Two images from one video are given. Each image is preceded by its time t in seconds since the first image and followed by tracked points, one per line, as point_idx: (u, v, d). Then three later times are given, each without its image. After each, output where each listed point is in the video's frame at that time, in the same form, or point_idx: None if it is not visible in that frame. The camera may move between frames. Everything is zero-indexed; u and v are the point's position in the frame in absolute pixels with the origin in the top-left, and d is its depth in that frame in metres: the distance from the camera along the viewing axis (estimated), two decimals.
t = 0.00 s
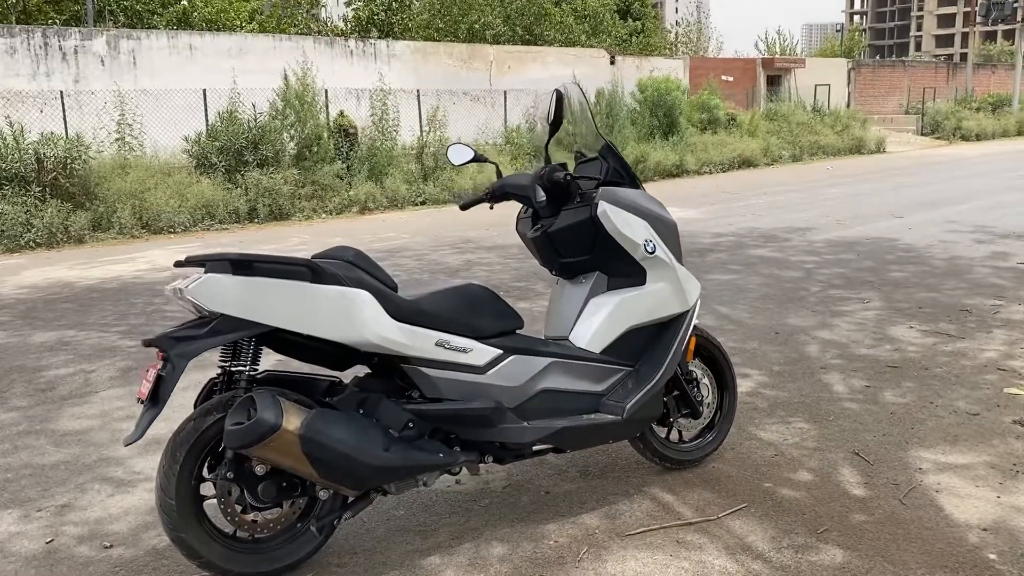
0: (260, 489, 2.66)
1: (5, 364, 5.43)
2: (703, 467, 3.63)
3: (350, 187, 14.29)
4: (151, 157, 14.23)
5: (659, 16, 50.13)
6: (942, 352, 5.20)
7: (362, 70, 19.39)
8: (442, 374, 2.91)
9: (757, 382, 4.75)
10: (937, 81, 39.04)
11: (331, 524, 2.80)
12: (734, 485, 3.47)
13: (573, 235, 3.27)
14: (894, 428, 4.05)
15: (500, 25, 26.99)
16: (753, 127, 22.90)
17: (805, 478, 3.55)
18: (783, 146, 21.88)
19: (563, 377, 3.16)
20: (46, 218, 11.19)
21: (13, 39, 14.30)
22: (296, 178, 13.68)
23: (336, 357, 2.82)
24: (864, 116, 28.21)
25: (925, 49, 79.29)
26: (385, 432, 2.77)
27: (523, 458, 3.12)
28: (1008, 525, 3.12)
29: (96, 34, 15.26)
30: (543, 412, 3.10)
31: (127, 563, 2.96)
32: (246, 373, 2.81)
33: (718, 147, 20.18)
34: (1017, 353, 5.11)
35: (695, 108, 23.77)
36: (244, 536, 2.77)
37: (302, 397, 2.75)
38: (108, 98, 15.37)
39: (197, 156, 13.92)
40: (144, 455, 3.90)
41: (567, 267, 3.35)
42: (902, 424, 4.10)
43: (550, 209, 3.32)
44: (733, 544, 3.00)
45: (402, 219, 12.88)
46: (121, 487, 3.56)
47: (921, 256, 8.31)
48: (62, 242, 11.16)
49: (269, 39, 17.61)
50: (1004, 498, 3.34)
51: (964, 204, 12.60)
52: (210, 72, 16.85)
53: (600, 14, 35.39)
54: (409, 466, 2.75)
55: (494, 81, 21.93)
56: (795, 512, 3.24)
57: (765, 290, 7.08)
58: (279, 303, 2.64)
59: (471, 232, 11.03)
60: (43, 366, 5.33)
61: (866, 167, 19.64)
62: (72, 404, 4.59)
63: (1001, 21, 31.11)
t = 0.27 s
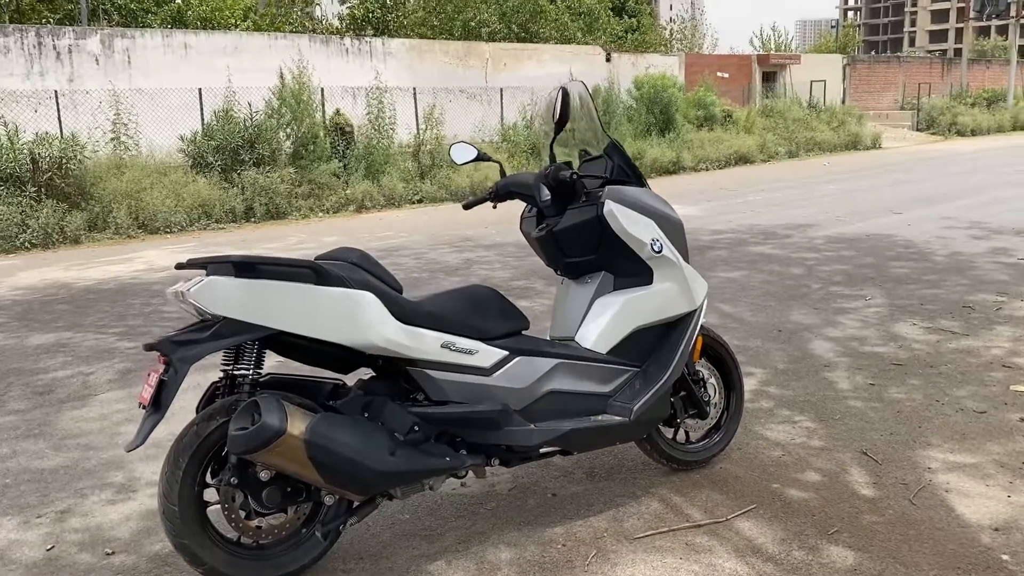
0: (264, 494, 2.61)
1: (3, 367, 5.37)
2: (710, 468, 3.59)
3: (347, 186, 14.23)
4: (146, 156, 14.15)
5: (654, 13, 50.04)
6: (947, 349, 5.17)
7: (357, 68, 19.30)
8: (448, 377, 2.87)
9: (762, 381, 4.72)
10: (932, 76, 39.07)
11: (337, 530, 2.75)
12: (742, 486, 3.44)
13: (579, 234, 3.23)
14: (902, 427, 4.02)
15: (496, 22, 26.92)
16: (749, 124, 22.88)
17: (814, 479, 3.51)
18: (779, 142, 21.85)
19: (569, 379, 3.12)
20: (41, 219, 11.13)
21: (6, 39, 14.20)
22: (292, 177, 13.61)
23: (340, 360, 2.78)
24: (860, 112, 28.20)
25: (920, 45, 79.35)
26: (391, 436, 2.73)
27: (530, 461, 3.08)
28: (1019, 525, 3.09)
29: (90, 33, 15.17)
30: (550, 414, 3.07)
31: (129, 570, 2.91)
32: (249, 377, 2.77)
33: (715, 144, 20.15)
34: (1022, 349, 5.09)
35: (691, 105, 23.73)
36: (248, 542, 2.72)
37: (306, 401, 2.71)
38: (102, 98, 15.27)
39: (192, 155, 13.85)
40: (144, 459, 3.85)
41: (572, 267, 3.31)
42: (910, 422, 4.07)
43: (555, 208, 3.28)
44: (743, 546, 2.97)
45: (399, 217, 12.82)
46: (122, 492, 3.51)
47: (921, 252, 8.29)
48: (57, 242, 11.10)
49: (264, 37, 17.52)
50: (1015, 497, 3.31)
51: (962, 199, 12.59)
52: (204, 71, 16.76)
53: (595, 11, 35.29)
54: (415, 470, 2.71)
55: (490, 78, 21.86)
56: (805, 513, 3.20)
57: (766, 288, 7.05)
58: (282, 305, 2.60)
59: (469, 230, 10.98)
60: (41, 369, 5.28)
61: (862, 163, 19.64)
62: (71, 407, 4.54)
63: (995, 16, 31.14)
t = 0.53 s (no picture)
0: (267, 496, 2.57)
1: None
2: (717, 466, 3.55)
3: (346, 182, 14.19)
4: (144, 153, 14.11)
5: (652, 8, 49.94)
6: (953, 345, 5.14)
7: (356, 64, 19.24)
8: (453, 376, 2.83)
9: (767, 377, 4.69)
10: (932, 70, 39.00)
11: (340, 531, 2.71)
12: (749, 484, 3.41)
13: (584, 231, 3.20)
14: (910, 424, 3.98)
15: (495, 18, 26.84)
16: (749, 118, 22.83)
17: (822, 477, 3.48)
18: (779, 137, 21.80)
19: (574, 377, 3.09)
20: (39, 216, 11.09)
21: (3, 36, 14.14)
22: (291, 174, 13.57)
23: (343, 359, 2.74)
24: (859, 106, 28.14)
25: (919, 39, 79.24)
26: (395, 436, 2.69)
27: (535, 460, 3.04)
28: None
29: (88, 29, 15.11)
30: (556, 414, 3.03)
31: (130, 572, 2.87)
32: (251, 377, 2.73)
33: (715, 139, 20.11)
34: None
35: (690, 100, 23.68)
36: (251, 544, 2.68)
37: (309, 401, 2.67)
38: (100, 94, 15.20)
39: (191, 152, 13.80)
40: (145, 459, 3.81)
41: (577, 264, 3.27)
42: (918, 419, 4.04)
43: (560, 204, 3.25)
44: (752, 546, 2.94)
45: (399, 214, 12.78)
46: (123, 493, 3.47)
47: (925, 247, 8.25)
48: (56, 239, 11.06)
49: (262, 33, 17.46)
50: None
51: (963, 194, 12.55)
52: (202, 67, 16.69)
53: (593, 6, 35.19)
54: (420, 470, 2.67)
55: (489, 74, 21.81)
56: (814, 512, 3.17)
57: (770, 283, 7.01)
58: (284, 303, 2.56)
59: (470, 226, 10.94)
60: (40, 367, 5.24)
61: (862, 157, 19.60)
62: (70, 407, 4.50)
63: (995, 10, 31.06)
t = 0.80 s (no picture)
0: (271, 494, 2.55)
1: (3, 361, 5.32)
2: (724, 464, 3.53)
3: (351, 178, 14.18)
4: (149, 149, 14.12)
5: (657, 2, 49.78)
6: (962, 341, 5.10)
7: (360, 60, 19.21)
8: (458, 373, 2.80)
9: (774, 373, 4.65)
10: (938, 64, 38.80)
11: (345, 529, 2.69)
12: (756, 482, 3.38)
13: (590, 227, 3.17)
14: (918, 420, 3.95)
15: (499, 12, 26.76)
16: (754, 113, 22.75)
17: (830, 474, 3.45)
18: (785, 132, 21.72)
19: (580, 374, 3.07)
20: (45, 213, 11.10)
21: (9, 32, 14.15)
22: (296, 169, 13.56)
23: (347, 356, 2.72)
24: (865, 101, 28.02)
25: (925, 33, 78.86)
26: (400, 434, 2.67)
27: (541, 458, 3.02)
28: None
29: (93, 25, 15.12)
30: (562, 410, 3.01)
31: (133, 570, 2.85)
32: (254, 374, 2.70)
33: (720, 133, 20.05)
34: None
35: (696, 95, 23.60)
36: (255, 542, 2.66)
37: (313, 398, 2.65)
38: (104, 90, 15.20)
39: (196, 148, 13.81)
40: (148, 456, 3.79)
41: (583, 259, 3.24)
42: (926, 416, 4.00)
43: (566, 200, 3.22)
44: (760, 544, 2.91)
45: (404, 209, 12.77)
46: (126, 490, 3.45)
47: (933, 242, 8.20)
48: (61, 236, 11.08)
49: (266, 28, 17.44)
50: None
51: (971, 188, 12.48)
52: (207, 63, 16.68)
53: None
54: (425, 467, 2.65)
55: (493, 69, 21.77)
56: (822, 510, 3.14)
57: (776, 279, 6.97)
58: (288, 300, 2.53)
59: (474, 222, 10.91)
60: (44, 364, 5.23)
61: (869, 152, 19.52)
62: (73, 403, 4.49)
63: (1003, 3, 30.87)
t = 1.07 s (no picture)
0: (264, 492, 2.51)
1: (6, 356, 5.31)
2: (727, 462, 3.47)
3: (358, 171, 14.15)
4: (157, 143, 14.14)
5: None
6: (973, 336, 5.01)
7: (368, 53, 19.15)
8: (455, 369, 2.75)
9: (781, 370, 4.58)
10: (951, 56, 38.43)
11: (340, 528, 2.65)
12: (760, 481, 3.32)
13: (590, 223, 3.11)
14: (927, 418, 3.87)
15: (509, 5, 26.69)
16: (765, 106, 22.58)
17: (836, 473, 3.39)
18: (795, 125, 21.55)
19: (580, 371, 3.01)
20: (53, 207, 11.12)
21: (17, 26, 14.17)
22: (304, 163, 13.54)
23: (342, 352, 2.67)
24: (877, 93, 27.78)
25: (939, 24, 78.18)
26: (395, 432, 2.62)
27: (540, 455, 2.97)
28: None
29: (102, 19, 15.13)
30: (561, 408, 2.95)
31: (127, 569, 2.82)
32: (246, 371, 2.66)
33: (730, 126, 19.91)
34: None
35: (706, 88, 23.44)
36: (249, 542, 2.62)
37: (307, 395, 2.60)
38: (112, 84, 15.20)
39: (204, 142, 13.81)
40: (146, 452, 3.76)
41: (584, 255, 3.19)
42: (935, 413, 3.93)
43: (567, 194, 3.17)
44: (762, 545, 2.85)
45: (411, 203, 12.73)
46: (122, 487, 3.42)
47: (945, 236, 8.09)
48: (69, 230, 11.10)
49: (275, 22, 17.39)
50: None
51: (985, 181, 12.33)
52: (215, 56, 16.66)
53: None
54: (421, 466, 2.60)
55: (502, 62, 21.68)
56: (827, 509, 3.08)
57: (785, 273, 6.90)
58: (281, 296, 2.49)
59: (481, 216, 10.86)
60: (46, 358, 5.21)
61: (881, 145, 19.34)
62: (74, 399, 4.46)
63: None
